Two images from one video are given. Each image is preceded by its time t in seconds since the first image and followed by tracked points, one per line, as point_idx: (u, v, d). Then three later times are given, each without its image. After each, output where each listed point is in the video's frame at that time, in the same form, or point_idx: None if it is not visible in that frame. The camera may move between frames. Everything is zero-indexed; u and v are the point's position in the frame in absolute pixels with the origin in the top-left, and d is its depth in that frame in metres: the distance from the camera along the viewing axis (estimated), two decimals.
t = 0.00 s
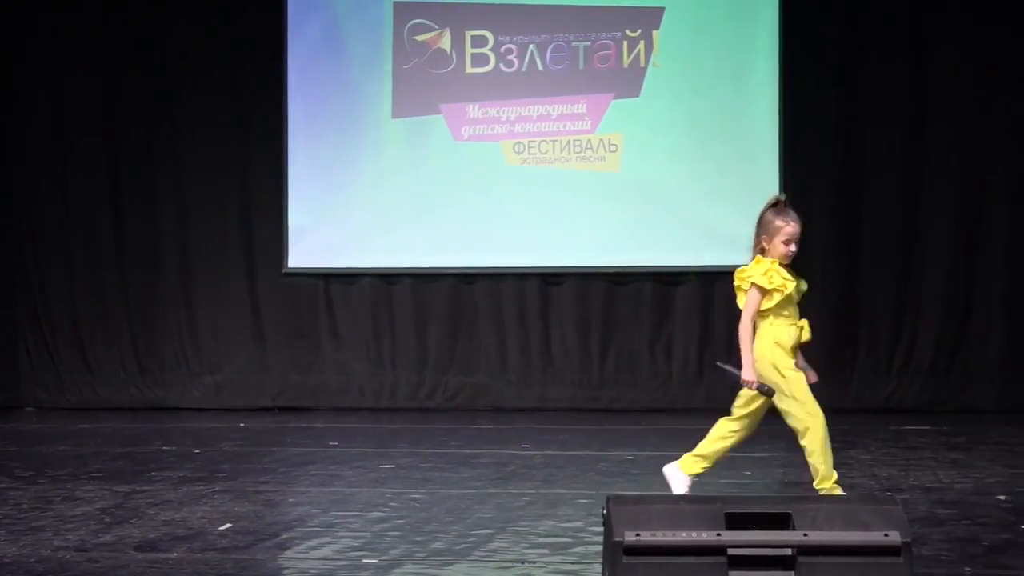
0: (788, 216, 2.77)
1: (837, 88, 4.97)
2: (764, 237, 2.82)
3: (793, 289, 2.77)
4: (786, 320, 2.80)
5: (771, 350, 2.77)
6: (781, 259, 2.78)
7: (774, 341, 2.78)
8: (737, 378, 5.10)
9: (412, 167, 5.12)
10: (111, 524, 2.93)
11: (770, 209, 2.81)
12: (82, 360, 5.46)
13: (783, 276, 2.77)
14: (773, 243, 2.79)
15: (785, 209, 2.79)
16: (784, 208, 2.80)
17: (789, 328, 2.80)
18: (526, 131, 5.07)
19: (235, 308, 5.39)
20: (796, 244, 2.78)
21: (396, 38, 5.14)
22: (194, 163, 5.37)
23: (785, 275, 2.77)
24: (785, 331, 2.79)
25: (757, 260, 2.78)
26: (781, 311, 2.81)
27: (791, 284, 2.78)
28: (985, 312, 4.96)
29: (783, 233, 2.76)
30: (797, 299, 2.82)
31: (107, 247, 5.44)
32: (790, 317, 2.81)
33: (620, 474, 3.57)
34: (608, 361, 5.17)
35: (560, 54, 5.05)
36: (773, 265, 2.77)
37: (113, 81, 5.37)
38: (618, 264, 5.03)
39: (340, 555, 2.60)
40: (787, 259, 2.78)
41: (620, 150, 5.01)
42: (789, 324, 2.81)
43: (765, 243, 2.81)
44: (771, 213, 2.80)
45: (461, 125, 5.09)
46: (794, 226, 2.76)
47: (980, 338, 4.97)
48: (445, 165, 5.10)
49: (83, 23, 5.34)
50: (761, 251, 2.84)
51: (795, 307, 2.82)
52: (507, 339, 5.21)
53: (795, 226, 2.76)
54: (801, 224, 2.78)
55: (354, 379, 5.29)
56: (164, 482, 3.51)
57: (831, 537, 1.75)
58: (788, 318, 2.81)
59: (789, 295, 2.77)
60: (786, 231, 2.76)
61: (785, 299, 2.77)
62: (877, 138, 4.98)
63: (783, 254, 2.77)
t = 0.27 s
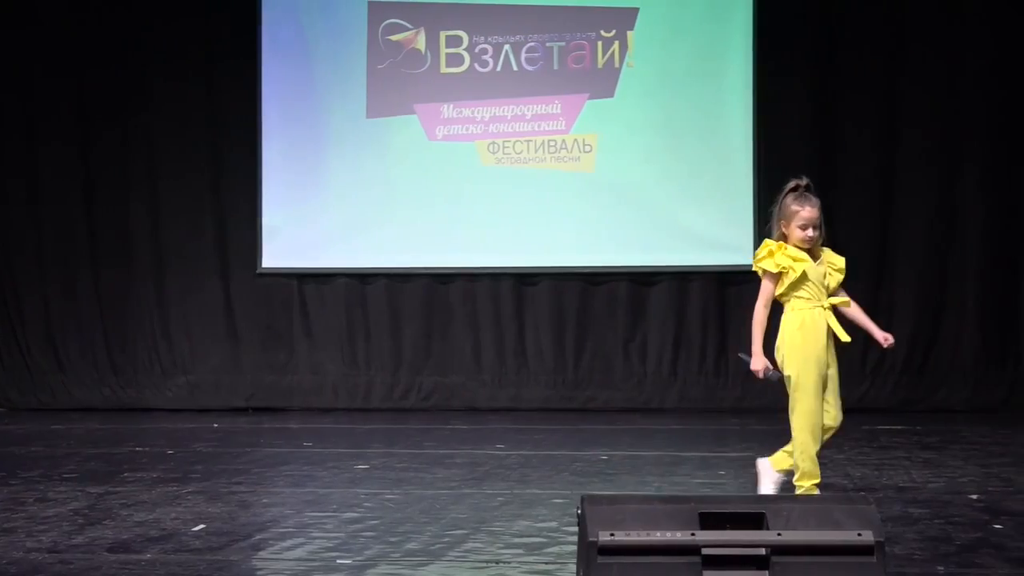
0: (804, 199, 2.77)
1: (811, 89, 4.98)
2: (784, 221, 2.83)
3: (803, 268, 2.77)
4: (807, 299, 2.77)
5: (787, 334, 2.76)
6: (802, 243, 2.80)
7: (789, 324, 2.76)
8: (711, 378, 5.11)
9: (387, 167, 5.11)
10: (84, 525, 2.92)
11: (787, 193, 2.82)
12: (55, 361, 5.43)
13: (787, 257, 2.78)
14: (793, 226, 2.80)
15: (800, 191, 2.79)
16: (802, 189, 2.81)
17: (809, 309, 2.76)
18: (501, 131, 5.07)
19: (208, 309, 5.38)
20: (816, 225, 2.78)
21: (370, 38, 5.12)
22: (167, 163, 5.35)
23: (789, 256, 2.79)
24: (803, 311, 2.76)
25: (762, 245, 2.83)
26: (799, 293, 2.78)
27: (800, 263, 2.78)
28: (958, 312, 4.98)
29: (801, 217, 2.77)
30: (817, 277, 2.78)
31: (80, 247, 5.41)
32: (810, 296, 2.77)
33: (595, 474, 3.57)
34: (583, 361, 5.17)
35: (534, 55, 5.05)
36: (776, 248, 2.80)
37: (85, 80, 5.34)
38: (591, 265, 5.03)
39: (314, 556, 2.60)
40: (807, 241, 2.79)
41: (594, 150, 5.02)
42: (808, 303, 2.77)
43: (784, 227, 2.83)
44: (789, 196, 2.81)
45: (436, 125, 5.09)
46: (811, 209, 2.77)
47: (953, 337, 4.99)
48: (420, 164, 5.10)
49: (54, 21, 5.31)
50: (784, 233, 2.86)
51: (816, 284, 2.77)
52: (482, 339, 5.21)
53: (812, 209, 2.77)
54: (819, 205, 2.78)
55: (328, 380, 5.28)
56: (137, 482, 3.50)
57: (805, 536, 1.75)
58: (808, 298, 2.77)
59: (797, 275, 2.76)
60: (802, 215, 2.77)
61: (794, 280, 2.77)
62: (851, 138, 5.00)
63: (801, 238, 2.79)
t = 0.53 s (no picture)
0: (815, 198, 2.87)
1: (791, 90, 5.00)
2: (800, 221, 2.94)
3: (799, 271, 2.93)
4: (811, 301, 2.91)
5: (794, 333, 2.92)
6: (817, 242, 2.90)
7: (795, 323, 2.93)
8: (691, 379, 5.11)
9: (368, 167, 5.10)
10: (63, 526, 2.91)
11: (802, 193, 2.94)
12: (33, 361, 5.40)
13: (788, 261, 2.96)
14: (807, 226, 2.91)
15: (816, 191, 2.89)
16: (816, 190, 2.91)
17: (813, 311, 2.90)
18: (481, 131, 5.07)
19: (188, 309, 5.36)
20: (830, 225, 2.88)
21: (350, 39, 5.12)
22: (146, 162, 5.33)
23: (793, 260, 2.96)
24: (808, 313, 2.91)
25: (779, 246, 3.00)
26: (806, 294, 2.93)
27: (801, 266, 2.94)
28: (937, 313, 5.00)
29: (813, 216, 2.87)
30: (820, 279, 2.90)
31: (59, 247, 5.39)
32: (814, 298, 2.91)
33: (575, 474, 3.58)
34: (563, 361, 5.17)
35: (515, 55, 5.06)
36: (784, 252, 2.98)
37: (65, 80, 5.32)
38: (572, 265, 5.03)
39: (294, 557, 2.59)
40: (823, 240, 2.88)
41: (575, 150, 5.02)
42: (811, 305, 2.91)
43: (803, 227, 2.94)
44: (803, 196, 2.91)
45: (416, 125, 5.09)
46: (822, 207, 2.86)
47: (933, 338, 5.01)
48: (401, 164, 5.09)
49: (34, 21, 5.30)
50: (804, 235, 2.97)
51: (820, 286, 2.90)
52: (462, 340, 5.20)
53: (824, 208, 2.86)
54: (834, 204, 2.88)
55: (308, 380, 5.27)
56: (117, 483, 3.49)
57: (786, 536, 1.75)
58: (813, 300, 2.91)
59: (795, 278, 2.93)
60: (812, 214, 2.87)
61: (794, 283, 2.94)
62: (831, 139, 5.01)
63: (816, 237, 2.89)
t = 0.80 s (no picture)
0: (840, 193, 2.85)
1: (766, 91, 5.01)
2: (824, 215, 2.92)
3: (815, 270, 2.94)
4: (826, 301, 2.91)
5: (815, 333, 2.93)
6: (837, 237, 2.88)
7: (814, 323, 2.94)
8: (666, 379, 5.12)
9: (344, 168, 5.09)
10: (36, 527, 2.89)
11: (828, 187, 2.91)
12: (5, 361, 5.38)
13: (806, 261, 2.96)
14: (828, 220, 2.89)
15: (843, 185, 2.86)
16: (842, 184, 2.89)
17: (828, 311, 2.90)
18: (457, 132, 5.06)
19: (162, 309, 5.35)
20: (853, 221, 2.86)
21: (326, 39, 5.11)
22: (120, 162, 5.32)
23: (809, 259, 2.96)
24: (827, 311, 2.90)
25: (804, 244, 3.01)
26: (824, 293, 2.93)
27: (816, 266, 2.94)
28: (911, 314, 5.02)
29: (836, 211, 2.86)
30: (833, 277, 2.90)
31: (32, 247, 5.37)
32: (829, 297, 2.91)
33: (551, 475, 3.58)
34: (538, 362, 5.18)
35: (491, 55, 5.06)
36: (803, 251, 2.98)
37: (38, 79, 5.30)
38: (547, 265, 5.03)
39: (270, 558, 2.59)
40: (843, 236, 2.87)
41: (550, 150, 5.02)
42: (827, 304, 2.91)
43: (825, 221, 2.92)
44: (829, 190, 2.89)
45: (392, 125, 5.08)
46: (846, 204, 2.84)
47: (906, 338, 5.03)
48: (377, 164, 5.08)
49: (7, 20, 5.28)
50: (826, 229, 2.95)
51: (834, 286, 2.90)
52: (438, 340, 5.20)
53: (848, 205, 2.84)
54: (858, 201, 2.85)
55: (283, 380, 5.26)
56: (91, 485, 3.47)
57: (762, 536, 1.75)
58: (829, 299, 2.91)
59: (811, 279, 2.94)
60: (835, 209, 2.85)
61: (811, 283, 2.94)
62: (805, 140, 5.03)
63: (836, 232, 2.87)
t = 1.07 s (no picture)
0: (848, 195, 2.84)
1: (745, 91, 5.02)
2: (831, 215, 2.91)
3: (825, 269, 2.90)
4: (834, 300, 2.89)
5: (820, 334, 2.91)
6: (842, 239, 2.87)
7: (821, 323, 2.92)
8: (645, 378, 5.12)
9: (323, 167, 5.08)
10: (14, 528, 2.88)
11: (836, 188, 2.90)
12: None
13: (813, 260, 2.93)
14: (835, 221, 2.88)
15: (851, 186, 2.85)
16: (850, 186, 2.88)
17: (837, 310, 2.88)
18: (437, 131, 5.06)
19: (140, 308, 5.33)
20: (859, 223, 2.85)
21: (305, 39, 5.10)
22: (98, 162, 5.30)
23: (816, 257, 2.93)
24: (835, 311, 2.89)
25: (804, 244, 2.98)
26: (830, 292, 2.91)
27: (825, 265, 2.91)
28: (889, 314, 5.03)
29: (842, 212, 2.84)
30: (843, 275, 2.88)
31: (9, 246, 5.33)
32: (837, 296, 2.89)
33: (531, 474, 3.58)
34: (518, 362, 5.18)
35: (470, 55, 5.05)
36: (808, 250, 2.96)
37: (14, 77, 5.28)
38: (526, 265, 5.03)
39: (249, 558, 2.58)
40: (848, 237, 2.86)
41: (530, 150, 5.02)
42: (834, 303, 2.89)
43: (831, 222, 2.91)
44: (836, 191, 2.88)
45: (371, 125, 5.08)
46: (854, 206, 2.83)
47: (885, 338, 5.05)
48: (355, 164, 5.07)
49: None
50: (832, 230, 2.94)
51: (843, 284, 2.87)
52: (417, 339, 5.20)
53: (855, 207, 2.83)
54: (866, 203, 2.84)
55: (262, 380, 5.25)
56: (69, 485, 3.46)
57: (742, 535, 1.76)
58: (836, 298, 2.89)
59: (819, 277, 2.91)
60: (841, 210, 2.84)
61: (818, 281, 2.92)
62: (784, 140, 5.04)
63: (841, 234, 2.86)
